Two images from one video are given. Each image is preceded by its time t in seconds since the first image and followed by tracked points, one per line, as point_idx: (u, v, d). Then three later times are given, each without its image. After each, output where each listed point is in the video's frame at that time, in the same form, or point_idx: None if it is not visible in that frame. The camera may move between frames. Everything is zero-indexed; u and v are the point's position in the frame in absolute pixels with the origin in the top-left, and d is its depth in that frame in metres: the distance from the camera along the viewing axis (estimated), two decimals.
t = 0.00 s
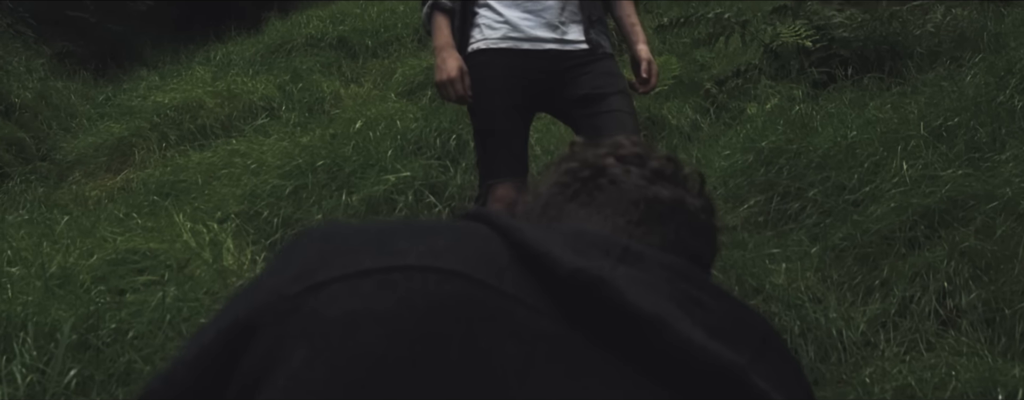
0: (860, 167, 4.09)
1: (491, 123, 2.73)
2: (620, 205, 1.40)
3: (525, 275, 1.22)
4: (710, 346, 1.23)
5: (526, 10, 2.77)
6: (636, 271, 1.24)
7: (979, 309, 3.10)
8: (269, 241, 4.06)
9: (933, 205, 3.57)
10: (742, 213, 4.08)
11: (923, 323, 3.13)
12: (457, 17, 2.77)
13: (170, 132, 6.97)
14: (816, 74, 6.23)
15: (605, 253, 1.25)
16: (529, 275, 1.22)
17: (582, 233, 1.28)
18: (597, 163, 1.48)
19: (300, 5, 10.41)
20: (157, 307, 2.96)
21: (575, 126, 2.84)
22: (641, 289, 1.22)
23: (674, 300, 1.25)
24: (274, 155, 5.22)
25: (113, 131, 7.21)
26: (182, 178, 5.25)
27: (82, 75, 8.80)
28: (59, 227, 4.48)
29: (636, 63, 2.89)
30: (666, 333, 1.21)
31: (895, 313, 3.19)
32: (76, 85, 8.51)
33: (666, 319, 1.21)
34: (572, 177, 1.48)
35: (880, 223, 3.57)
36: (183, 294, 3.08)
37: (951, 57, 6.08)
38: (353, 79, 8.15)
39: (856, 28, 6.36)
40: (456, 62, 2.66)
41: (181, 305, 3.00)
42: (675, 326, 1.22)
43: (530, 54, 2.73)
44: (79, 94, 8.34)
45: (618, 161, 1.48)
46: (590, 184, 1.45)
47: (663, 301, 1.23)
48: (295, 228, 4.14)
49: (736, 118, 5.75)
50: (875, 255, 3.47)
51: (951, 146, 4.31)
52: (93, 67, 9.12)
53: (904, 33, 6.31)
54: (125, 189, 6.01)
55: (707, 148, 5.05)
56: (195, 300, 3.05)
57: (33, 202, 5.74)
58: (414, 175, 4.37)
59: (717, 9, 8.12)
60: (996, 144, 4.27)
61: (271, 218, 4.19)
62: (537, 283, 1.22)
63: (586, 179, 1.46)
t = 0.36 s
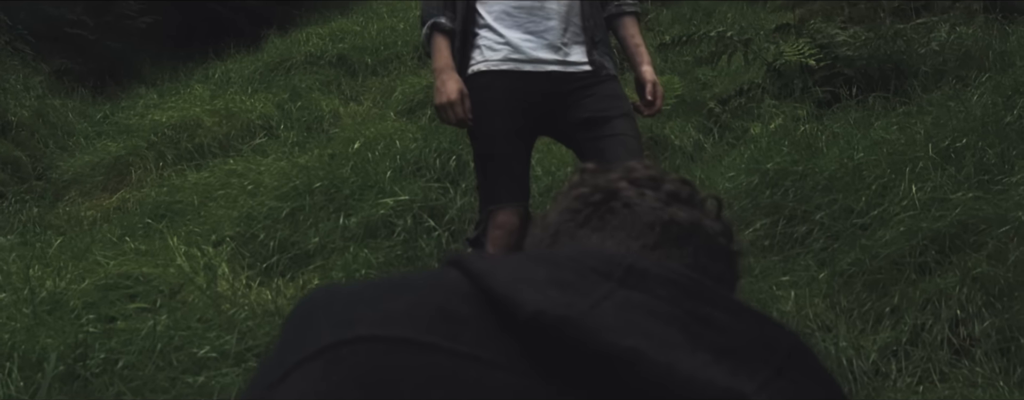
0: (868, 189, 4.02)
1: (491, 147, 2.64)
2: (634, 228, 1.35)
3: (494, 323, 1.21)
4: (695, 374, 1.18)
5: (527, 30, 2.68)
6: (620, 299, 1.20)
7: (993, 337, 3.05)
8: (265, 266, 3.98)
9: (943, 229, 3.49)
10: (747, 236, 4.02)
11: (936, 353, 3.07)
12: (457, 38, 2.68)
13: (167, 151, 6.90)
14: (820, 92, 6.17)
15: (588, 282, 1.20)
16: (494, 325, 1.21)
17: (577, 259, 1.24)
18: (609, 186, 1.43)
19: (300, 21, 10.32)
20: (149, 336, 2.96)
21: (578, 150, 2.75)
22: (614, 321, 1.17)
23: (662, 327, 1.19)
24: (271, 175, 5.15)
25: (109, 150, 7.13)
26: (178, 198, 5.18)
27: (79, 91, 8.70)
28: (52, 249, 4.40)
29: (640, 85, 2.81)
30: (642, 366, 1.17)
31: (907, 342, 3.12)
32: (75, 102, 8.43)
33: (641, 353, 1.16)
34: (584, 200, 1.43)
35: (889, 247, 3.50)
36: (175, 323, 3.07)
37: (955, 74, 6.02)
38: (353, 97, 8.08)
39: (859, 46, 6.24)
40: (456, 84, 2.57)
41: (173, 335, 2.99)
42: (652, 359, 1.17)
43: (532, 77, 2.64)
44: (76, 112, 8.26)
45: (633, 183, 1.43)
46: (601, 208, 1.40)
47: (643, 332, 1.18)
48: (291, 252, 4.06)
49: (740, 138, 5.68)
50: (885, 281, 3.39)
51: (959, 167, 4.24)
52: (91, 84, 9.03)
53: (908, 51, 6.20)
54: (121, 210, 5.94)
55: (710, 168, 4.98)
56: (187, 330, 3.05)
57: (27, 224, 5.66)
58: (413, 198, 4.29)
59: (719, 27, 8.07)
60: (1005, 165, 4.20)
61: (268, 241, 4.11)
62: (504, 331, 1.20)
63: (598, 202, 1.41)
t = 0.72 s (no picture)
0: (875, 211, 3.96)
1: (491, 170, 2.57)
2: (608, 264, 1.26)
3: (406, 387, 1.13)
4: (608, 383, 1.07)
5: (531, 51, 2.60)
6: (523, 328, 1.11)
7: (1008, 366, 2.99)
8: (261, 290, 3.92)
9: (955, 252, 3.41)
10: (753, 260, 3.96)
11: (950, 382, 3.01)
12: (458, 59, 2.60)
13: (164, 170, 6.84)
14: (825, 110, 6.10)
15: (495, 315, 1.12)
16: (403, 387, 1.14)
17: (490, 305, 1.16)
18: (579, 225, 1.35)
19: (299, 37, 10.23)
20: (142, 367, 3.14)
21: (582, 173, 2.68)
22: (513, 352, 1.08)
23: (566, 339, 1.10)
24: (269, 196, 5.08)
25: (107, 169, 7.06)
26: (174, 219, 5.11)
27: (78, 108, 8.59)
28: (46, 272, 4.32)
29: (646, 108, 2.74)
30: (546, 388, 1.06)
31: (919, 371, 3.07)
32: (73, 119, 8.33)
33: (540, 374, 1.06)
34: (555, 242, 1.34)
35: (899, 272, 3.43)
36: (167, 352, 3.23)
37: (961, 91, 5.96)
38: (353, 114, 8.02)
39: (863, 63, 6.17)
40: (457, 106, 2.50)
41: (165, 365, 3.17)
42: (555, 377, 1.06)
43: (535, 99, 2.56)
44: (75, 129, 8.16)
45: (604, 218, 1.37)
46: (575, 246, 1.31)
47: (549, 350, 1.08)
48: (289, 274, 3.98)
49: (743, 158, 5.61)
50: (896, 307, 3.32)
51: (968, 188, 4.17)
52: (91, 101, 8.86)
53: (913, 68, 6.13)
54: (117, 230, 5.88)
55: (714, 188, 4.91)
56: (180, 359, 3.21)
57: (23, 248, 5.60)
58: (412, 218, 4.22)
59: (722, 45, 8.00)
60: (1015, 185, 4.13)
61: (264, 263, 4.05)
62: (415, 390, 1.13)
63: (570, 242, 1.32)
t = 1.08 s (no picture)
0: (884, 233, 3.93)
1: (493, 195, 2.51)
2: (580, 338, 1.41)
3: None
4: None
5: (533, 73, 2.52)
6: None
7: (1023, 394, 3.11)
8: (260, 313, 3.85)
9: (967, 276, 3.43)
10: (759, 283, 3.92)
11: None
12: (459, 80, 2.54)
13: (162, 189, 6.77)
14: (829, 129, 6.02)
15: None
16: None
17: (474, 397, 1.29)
18: (540, 314, 1.54)
19: (299, 54, 10.14)
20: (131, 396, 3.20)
21: (586, 197, 2.61)
22: None
23: None
24: (267, 217, 5.01)
25: (104, 188, 6.98)
26: (172, 240, 5.05)
27: (76, 126, 8.51)
28: (40, 294, 4.24)
29: (652, 129, 2.67)
30: None
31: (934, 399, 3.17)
32: (72, 137, 8.25)
33: None
34: (519, 334, 1.56)
35: (910, 296, 3.46)
36: (160, 381, 3.28)
37: (967, 109, 5.90)
38: (353, 132, 7.96)
39: (868, 81, 6.09)
40: (458, 130, 2.43)
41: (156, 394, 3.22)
42: None
43: (537, 121, 2.50)
44: (73, 147, 8.07)
45: (562, 304, 1.53)
46: (537, 336, 1.52)
47: None
48: (287, 298, 3.91)
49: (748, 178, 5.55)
50: (909, 333, 3.37)
51: (978, 209, 4.09)
52: (89, 119, 8.82)
53: (918, 86, 6.07)
54: (115, 250, 5.81)
55: (719, 208, 4.84)
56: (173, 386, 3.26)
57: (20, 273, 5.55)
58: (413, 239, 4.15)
59: (725, 63, 7.95)
60: None
61: (262, 287, 3.98)
62: None
63: (532, 333, 1.54)
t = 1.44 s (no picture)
0: (893, 255, 3.93)
1: (494, 221, 2.45)
2: None
3: None
4: None
5: (535, 95, 2.45)
6: None
7: None
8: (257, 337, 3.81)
9: (978, 300, 3.53)
10: (765, 308, 3.89)
11: None
12: (459, 103, 2.48)
13: (161, 208, 6.70)
14: (834, 148, 5.94)
15: None
16: None
17: None
18: None
19: (299, 71, 10.12)
20: None
21: (590, 223, 2.55)
22: None
23: None
24: (264, 237, 4.95)
25: (101, 207, 6.91)
26: (168, 260, 4.98)
27: (75, 144, 8.44)
28: (33, 319, 4.16)
29: (657, 153, 2.60)
30: None
31: None
32: (70, 155, 8.17)
33: None
34: None
35: (920, 321, 3.55)
36: None
37: (973, 127, 5.86)
38: (353, 151, 7.91)
39: (872, 99, 6.03)
40: (458, 155, 2.38)
41: None
42: None
43: (540, 145, 2.43)
44: (71, 165, 7.99)
45: None
46: None
47: None
48: (285, 321, 3.86)
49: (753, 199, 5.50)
50: (920, 360, 3.45)
51: (987, 231, 4.05)
52: (87, 137, 8.71)
53: (923, 104, 6.02)
54: (112, 271, 5.75)
55: (723, 229, 4.78)
56: None
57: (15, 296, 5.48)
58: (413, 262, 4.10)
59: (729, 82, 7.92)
60: None
61: (259, 311, 3.93)
62: None
63: None
